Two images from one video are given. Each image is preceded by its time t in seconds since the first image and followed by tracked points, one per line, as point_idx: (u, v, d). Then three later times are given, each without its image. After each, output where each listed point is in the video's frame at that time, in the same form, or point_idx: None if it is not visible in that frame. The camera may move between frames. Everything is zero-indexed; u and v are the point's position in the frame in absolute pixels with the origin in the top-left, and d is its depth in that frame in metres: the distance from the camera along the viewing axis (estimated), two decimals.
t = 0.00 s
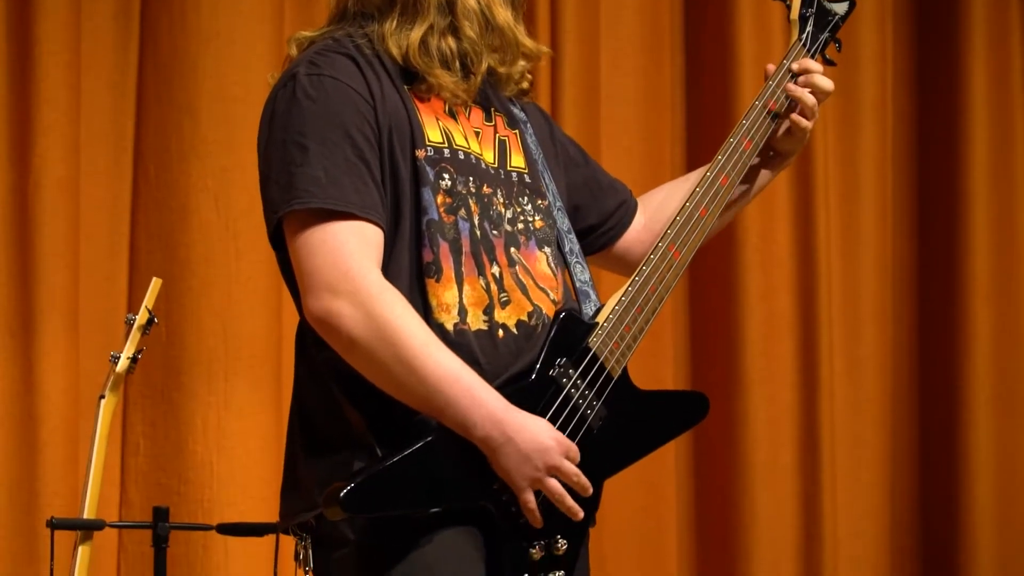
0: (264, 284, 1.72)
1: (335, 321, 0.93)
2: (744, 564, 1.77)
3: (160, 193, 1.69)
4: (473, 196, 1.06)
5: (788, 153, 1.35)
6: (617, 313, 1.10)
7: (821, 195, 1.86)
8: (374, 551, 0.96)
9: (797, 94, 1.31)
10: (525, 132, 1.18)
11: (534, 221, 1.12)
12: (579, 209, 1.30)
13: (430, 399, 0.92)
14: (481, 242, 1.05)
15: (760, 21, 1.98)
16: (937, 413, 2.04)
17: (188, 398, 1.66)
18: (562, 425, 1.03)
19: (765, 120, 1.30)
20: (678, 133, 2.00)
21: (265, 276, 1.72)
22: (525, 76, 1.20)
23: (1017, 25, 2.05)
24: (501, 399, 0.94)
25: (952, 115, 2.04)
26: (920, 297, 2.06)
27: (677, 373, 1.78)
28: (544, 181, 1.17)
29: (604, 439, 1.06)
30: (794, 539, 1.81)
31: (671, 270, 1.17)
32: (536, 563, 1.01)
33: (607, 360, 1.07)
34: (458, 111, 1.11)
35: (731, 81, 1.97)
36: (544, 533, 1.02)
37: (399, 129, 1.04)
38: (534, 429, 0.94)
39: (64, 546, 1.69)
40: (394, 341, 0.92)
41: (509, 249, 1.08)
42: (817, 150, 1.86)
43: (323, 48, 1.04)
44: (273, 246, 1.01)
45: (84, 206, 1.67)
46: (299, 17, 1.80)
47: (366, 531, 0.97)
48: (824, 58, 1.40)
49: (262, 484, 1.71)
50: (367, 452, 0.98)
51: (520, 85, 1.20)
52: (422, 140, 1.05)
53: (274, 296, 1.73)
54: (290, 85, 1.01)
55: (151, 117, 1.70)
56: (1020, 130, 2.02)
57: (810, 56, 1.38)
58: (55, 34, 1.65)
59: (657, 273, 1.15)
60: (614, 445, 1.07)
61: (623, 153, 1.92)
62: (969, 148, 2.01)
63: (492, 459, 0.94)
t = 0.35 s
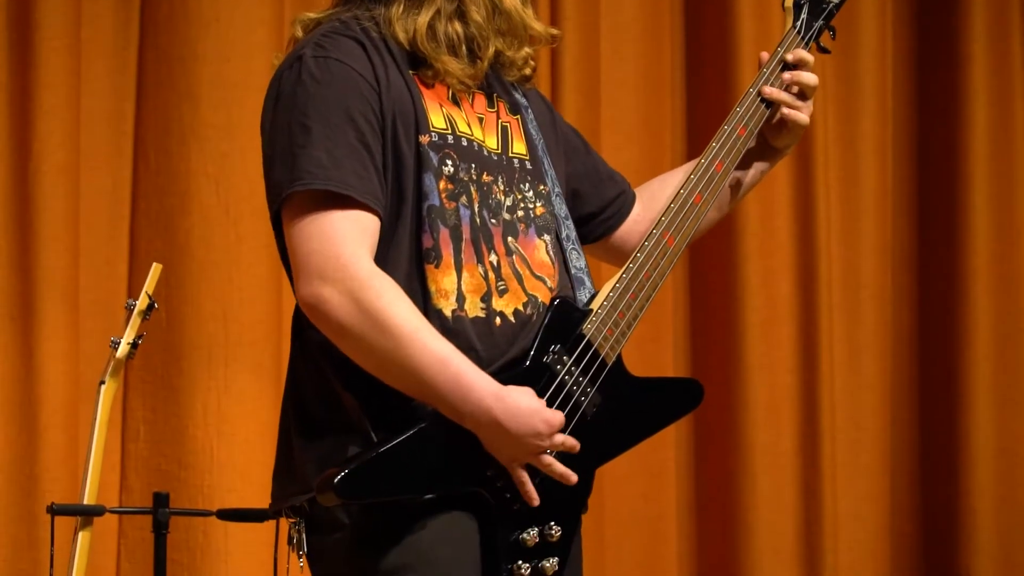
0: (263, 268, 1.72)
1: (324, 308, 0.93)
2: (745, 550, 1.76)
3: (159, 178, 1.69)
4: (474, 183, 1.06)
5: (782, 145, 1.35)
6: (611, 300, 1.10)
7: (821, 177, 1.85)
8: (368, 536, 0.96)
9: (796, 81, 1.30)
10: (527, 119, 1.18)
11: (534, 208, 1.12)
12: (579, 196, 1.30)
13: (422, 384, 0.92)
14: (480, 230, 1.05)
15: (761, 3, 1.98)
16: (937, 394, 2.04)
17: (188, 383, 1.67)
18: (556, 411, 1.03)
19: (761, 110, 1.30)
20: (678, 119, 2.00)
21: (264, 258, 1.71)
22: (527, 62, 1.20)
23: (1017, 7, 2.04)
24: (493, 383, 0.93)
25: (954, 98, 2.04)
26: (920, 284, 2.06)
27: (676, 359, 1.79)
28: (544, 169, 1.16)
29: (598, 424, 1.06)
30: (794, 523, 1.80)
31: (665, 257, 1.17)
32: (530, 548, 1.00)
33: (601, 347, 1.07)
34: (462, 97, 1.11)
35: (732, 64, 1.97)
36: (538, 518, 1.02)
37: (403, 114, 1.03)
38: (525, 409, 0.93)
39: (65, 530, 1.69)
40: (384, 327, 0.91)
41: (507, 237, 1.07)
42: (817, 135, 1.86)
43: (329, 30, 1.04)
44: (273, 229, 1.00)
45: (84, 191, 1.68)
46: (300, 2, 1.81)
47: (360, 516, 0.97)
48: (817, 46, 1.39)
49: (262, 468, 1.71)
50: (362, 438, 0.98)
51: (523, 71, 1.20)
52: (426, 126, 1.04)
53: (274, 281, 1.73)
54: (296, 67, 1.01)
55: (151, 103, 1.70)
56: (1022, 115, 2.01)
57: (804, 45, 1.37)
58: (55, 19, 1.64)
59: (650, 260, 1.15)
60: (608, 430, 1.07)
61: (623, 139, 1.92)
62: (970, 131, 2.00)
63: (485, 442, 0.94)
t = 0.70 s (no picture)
0: (263, 256, 1.72)
1: (315, 300, 0.93)
2: (745, 538, 1.76)
3: (159, 167, 1.69)
4: (463, 173, 1.06)
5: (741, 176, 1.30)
6: (608, 286, 1.10)
7: (820, 165, 1.86)
8: (367, 525, 0.95)
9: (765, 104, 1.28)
10: (516, 110, 1.19)
11: (526, 196, 1.12)
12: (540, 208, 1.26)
13: (414, 372, 0.91)
14: (471, 219, 1.05)
15: None
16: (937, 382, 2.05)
17: (188, 371, 1.66)
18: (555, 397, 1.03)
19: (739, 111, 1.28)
20: (677, 108, 2.00)
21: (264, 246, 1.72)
22: (515, 60, 1.22)
23: None
24: (485, 366, 0.93)
25: (954, 86, 2.04)
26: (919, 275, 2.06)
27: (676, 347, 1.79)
28: (536, 158, 1.18)
29: (598, 410, 1.06)
30: (793, 511, 1.80)
31: (662, 242, 1.17)
32: (530, 536, 1.00)
33: (599, 333, 1.07)
34: (449, 90, 1.11)
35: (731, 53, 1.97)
36: (538, 506, 1.01)
37: (388, 107, 1.03)
38: (520, 392, 0.92)
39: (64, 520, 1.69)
40: (373, 316, 0.91)
41: (499, 226, 1.08)
42: (816, 124, 1.87)
43: (314, 25, 1.04)
44: (261, 221, 1.01)
45: (84, 180, 1.67)
46: None
47: (359, 506, 0.96)
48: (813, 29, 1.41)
49: (262, 457, 1.72)
50: (360, 427, 0.97)
51: (511, 68, 1.22)
52: (412, 118, 1.05)
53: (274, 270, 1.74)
54: (279, 63, 1.01)
55: (151, 92, 1.70)
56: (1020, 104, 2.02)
57: (799, 28, 1.39)
58: (54, 7, 1.64)
59: (647, 246, 1.15)
60: (609, 416, 1.07)
61: (623, 128, 1.93)
62: (969, 119, 2.01)
63: (484, 426, 0.93)
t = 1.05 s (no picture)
0: (261, 241, 1.74)
1: (317, 281, 0.92)
2: (742, 524, 1.76)
3: (158, 153, 1.69)
4: (458, 159, 1.06)
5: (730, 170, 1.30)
6: (604, 273, 1.11)
7: (819, 147, 1.86)
8: (360, 509, 0.95)
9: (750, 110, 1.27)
10: (510, 97, 1.19)
11: (519, 182, 1.12)
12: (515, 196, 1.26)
13: (414, 358, 0.91)
14: (466, 204, 1.05)
15: None
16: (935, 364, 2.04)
17: (186, 356, 1.68)
18: (551, 384, 1.03)
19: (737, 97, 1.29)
20: (677, 92, 2.00)
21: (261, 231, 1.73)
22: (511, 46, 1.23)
23: None
24: (485, 357, 0.93)
25: (954, 67, 2.03)
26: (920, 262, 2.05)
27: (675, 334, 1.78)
28: (530, 145, 1.17)
29: (592, 396, 1.06)
30: (792, 496, 1.80)
31: (659, 230, 1.18)
32: (523, 523, 0.99)
33: (595, 320, 1.08)
34: (443, 75, 1.10)
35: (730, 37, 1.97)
36: (531, 493, 1.01)
37: (385, 91, 1.03)
38: (517, 388, 0.93)
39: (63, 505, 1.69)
40: (375, 300, 0.91)
41: (493, 212, 1.07)
42: (815, 110, 1.86)
43: (311, 9, 1.04)
44: (256, 204, 1.00)
45: (83, 166, 1.68)
46: None
47: (352, 491, 0.96)
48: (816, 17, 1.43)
49: (261, 442, 1.72)
50: (353, 412, 0.97)
51: (507, 55, 1.24)
52: (407, 103, 1.04)
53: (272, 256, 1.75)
54: (277, 46, 1.00)
55: (150, 78, 1.70)
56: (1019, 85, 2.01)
57: (802, 17, 1.41)
58: None
59: (644, 233, 1.15)
60: (604, 402, 1.07)
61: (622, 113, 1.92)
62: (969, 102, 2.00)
63: (478, 417, 0.94)
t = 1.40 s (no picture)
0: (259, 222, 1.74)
1: (314, 263, 0.92)
2: (740, 505, 1.76)
3: (157, 134, 1.70)
4: (449, 143, 1.06)
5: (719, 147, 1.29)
6: (595, 251, 1.11)
7: (818, 127, 1.85)
8: (354, 490, 0.95)
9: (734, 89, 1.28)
10: (498, 79, 1.19)
11: (509, 165, 1.12)
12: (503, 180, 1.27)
13: (411, 341, 0.91)
14: (457, 188, 1.05)
15: None
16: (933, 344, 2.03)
17: (185, 337, 1.68)
18: (542, 362, 1.04)
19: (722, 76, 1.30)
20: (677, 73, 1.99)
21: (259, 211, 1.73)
22: (500, 31, 1.19)
23: None
24: (481, 339, 0.93)
25: (952, 48, 2.03)
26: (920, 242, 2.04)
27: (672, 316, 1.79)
28: (519, 126, 1.18)
29: (586, 373, 1.07)
30: (790, 476, 1.80)
31: (648, 209, 1.17)
32: (519, 500, 1.00)
33: (586, 299, 1.08)
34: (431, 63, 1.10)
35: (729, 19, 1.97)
36: (526, 471, 1.01)
37: (375, 77, 1.03)
38: (514, 369, 0.93)
39: (60, 486, 1.69)
40: (372, 282, 0.91)
41: (484, 195, 1.07)
42: (814, 90, 1.86)
43: None
44: (249, 189, 1.00)
45: (82, 146, 1.68)
46: None
47: (347, 471, 0.95)
48: None
49: (261, 425, 1.72)
50: (346, 393, 0.96)
51: (496, 40, 1.20)
52: (397, 88, 1.04)
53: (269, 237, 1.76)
54: (267, 32, 1.00)
55: (150, 59, 1.71)
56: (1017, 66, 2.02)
57: None
58: None
59: (633, 213, 1.15)
60: (595, 380, 1.07)
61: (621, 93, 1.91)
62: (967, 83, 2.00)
63: (473, 398, 0.94)
